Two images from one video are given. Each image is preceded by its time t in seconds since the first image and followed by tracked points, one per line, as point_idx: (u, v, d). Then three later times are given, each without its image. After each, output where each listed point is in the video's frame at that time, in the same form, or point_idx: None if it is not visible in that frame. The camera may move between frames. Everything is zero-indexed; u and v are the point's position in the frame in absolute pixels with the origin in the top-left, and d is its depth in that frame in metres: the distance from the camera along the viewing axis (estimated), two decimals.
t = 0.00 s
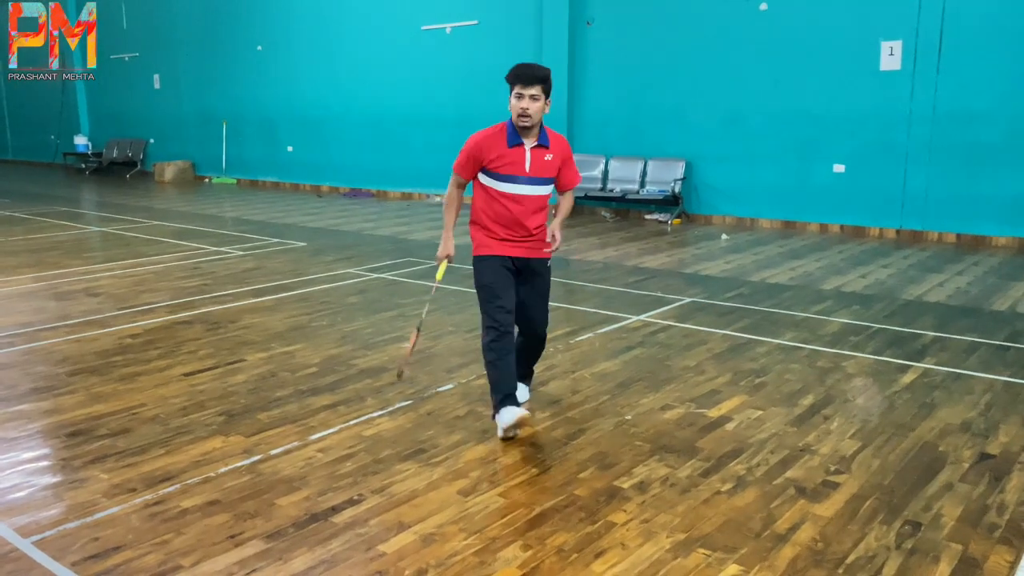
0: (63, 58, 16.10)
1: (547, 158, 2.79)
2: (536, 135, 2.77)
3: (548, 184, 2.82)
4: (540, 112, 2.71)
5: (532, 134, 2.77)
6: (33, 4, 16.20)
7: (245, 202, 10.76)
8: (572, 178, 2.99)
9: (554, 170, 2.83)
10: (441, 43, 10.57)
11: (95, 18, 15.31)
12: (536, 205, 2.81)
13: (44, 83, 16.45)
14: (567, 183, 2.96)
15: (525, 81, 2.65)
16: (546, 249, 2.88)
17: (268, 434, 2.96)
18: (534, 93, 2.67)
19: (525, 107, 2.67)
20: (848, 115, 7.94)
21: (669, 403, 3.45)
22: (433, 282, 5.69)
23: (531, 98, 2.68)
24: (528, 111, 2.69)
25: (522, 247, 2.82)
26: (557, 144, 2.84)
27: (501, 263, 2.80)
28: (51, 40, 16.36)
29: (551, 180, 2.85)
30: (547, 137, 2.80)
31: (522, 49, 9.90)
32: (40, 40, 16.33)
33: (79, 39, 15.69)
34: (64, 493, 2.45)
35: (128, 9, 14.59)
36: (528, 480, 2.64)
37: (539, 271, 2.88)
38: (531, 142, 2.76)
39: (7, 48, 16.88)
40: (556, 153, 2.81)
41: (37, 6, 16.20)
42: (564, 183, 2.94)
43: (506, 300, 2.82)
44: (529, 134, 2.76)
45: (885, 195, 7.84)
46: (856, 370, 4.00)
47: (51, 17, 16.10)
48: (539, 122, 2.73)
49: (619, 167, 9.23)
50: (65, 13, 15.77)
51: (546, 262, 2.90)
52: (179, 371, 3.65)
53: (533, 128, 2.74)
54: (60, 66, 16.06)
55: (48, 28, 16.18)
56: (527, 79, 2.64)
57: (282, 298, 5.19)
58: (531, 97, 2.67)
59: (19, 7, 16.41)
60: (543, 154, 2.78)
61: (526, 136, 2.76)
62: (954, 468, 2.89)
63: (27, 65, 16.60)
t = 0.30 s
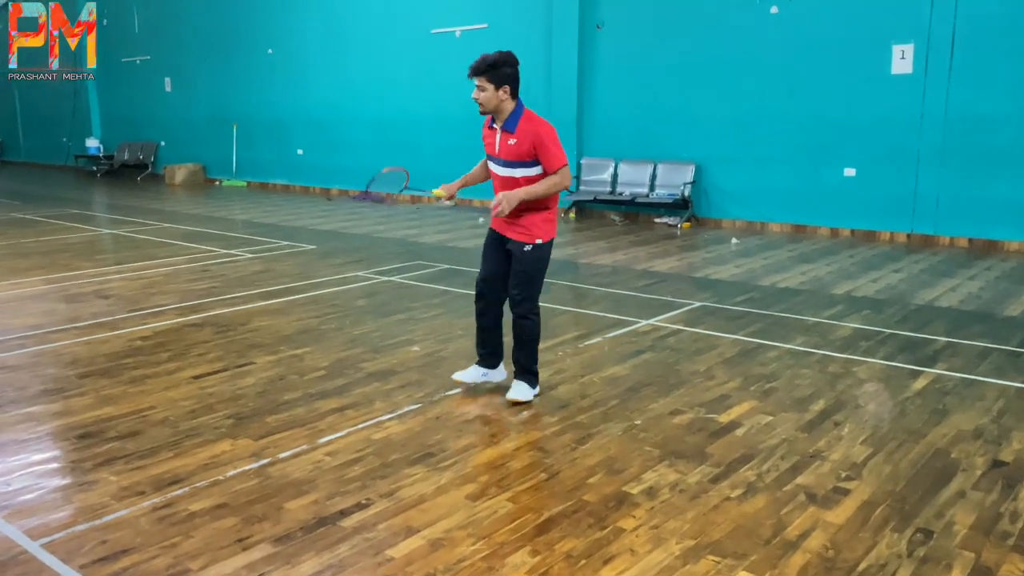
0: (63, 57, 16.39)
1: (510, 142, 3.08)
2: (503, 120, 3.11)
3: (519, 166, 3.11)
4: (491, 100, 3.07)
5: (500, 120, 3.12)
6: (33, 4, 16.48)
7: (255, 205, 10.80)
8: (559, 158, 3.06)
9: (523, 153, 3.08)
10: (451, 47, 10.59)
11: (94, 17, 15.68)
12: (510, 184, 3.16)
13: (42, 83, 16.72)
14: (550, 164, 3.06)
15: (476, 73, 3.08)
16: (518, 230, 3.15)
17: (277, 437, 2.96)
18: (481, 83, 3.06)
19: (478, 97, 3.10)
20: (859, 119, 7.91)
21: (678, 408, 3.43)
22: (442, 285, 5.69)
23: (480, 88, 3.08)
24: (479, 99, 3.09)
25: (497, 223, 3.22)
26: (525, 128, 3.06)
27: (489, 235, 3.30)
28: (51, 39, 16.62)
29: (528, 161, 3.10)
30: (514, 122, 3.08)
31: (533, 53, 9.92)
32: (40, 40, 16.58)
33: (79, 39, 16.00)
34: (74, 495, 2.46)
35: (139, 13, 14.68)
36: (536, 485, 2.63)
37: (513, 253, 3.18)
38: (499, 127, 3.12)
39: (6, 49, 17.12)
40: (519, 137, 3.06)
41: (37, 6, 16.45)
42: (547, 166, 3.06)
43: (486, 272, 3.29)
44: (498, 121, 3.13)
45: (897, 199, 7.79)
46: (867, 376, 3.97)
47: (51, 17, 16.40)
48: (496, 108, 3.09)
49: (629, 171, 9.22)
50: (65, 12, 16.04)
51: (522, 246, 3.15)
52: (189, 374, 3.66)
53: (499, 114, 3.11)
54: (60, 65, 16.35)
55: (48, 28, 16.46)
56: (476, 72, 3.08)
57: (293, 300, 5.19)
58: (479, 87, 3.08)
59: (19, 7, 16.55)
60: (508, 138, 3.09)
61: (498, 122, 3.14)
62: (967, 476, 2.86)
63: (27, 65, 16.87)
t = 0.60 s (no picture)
0: (63, 57, 16.90)
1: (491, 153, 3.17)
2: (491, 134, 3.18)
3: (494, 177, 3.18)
4: (480, 116, 3.14)
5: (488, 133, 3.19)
6: (33, 5, 16.94)
7: (268, 210, 10.85)
8: (513, 172, 3.04)
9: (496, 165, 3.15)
10: (463, 53, 10.61)
11: (94, 17, 15.93)
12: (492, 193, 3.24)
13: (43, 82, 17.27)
14: (506, 175, 3.07)
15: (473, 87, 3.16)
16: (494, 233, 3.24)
17: (289, 444, 2.96)
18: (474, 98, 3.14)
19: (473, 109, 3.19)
20: (873, 125, 7.86)
21: (691, 416, 3.41)
22: (454, 291, 5.68)
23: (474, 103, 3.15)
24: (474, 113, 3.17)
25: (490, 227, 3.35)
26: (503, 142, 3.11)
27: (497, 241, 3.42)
28: (51, 39, 17.11)
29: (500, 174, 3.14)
30: (496, 135, 3.14)
31: (545, 59, 9.93)
32: (40, 40, 17.14)
33: (79, 38, 16.38)
34: (86, 501, 2.46)
35: (154, 19, 14.80)
36: (547, 494, 2.61)
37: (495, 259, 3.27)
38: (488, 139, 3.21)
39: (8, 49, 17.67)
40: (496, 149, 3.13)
41: (38, 6, 16.90)
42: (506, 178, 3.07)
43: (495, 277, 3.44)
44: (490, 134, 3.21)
45: (912, 206, 7.73)
46: (882, 384, 3.93)
47: (51, 17, 16.83)
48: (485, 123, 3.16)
49: (641, 176, 9.20)
50: (65, 13, 16.47)
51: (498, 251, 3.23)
52: (201, 380, 3.66)
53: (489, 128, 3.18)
54: (60, 65, 16.84)
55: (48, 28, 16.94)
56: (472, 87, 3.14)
57: (305, 306, 5.19)
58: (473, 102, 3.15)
59: (19, 7, 17.07)
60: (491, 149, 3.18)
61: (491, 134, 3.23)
62: (985, 487, 2.82)
63: (27, 65, 17.48)
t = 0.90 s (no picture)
0: (63, 57, 17.37)
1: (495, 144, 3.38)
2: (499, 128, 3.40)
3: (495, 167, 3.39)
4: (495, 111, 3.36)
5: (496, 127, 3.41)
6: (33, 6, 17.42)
7: (282, 216, 10.89)
8: (509, 161, 3.25)
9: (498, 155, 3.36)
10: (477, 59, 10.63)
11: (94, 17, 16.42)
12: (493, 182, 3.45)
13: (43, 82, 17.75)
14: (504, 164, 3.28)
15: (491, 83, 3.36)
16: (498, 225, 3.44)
17: (303, 452, 2.95)
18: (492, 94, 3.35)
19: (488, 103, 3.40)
20: (889, 130, 7.79)
21: (707, 426, 3.37)
22: (469, 299, 5.66)
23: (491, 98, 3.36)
24: (493, 109, 3.37)
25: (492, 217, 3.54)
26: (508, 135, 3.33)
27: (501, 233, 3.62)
28: (51, 39, 17.57)
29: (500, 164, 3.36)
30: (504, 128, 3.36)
31: (559, 65, 9.92)
32: (40, 40, 17.63)
33: (79, 38, 16.76)
34: (101, 509, 2.46)
35: (170, 27, 14.92)
36: (562, 504, 2.59)
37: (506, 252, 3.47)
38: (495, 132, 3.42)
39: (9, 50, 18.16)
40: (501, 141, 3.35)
41: (37, 7, 17.27)
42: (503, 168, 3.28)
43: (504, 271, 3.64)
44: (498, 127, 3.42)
45: (929, 212, 7.66)
46: (900, 394, 3.88)
47: (51, 17, 17.28)
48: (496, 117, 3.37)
49: (655, 183, 9.17)
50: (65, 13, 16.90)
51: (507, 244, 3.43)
52: (215, 387, 3.66)
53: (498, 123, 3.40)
54: (60, 65, 17.33)
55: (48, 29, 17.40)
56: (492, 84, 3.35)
57: (320, 313, 5.19)
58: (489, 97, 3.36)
59: (19, 7, 17.50)
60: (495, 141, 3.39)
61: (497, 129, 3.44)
62: (1008, 499, 2.77)
63: (27, 65, 18.04)
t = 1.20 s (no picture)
0: (63, 57, 17.83)
1: (524, 142, 3.42)
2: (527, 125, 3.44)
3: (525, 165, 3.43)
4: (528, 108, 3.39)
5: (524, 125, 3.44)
6: (33, 6, 17.91)
7: (295, 223, 10.92)
8: (549, 162, 3.32)
9: (530, 153, 3.40)
10: (488, 65, 10.64)
11: (93, 17, 16.81)
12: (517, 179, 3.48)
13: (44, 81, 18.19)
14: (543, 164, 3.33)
15: (520, 82, 3.38)
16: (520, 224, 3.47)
17: (317, 461, 2.94)
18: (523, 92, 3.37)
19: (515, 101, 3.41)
20: (905, 135, 7.73)
21: (723, 435, 3.34)
22: (482, 306, 5.64)
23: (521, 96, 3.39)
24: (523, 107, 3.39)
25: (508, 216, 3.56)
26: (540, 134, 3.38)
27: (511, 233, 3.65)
28: (51, 39, 18.06)
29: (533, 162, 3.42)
30: (533, 127, 3.41)
31: (571, 71, 9.92)
32: (40, 40, 18.12)
33: (78, 38, 17.21)
34: (115, 518, 2.45)
35: (183, 35, 15.04)
36: (578, 515, 2.57)
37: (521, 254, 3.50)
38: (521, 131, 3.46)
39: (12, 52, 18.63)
40: (531, 139, 3.39)
41: (37, 6, 17.88)
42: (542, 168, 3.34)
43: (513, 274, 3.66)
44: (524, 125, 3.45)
45: (945, 217, 7.59)
46: (919, 402, 3.83)
47: (51, 17, 17.80)
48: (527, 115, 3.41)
49: (668, 188, 9.15)
50: (65, 14, 17.35)
51: (525, 244, 3.47)
52: (229, 395, 3.66)
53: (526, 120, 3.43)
54: (60, 65, 17.81)
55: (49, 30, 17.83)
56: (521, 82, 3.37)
57: (333, 321, 5.18)
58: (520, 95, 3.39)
59: (20, 8, 18.19)
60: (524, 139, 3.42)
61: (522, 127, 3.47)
62: None
63: (27, 66, 18.64)
